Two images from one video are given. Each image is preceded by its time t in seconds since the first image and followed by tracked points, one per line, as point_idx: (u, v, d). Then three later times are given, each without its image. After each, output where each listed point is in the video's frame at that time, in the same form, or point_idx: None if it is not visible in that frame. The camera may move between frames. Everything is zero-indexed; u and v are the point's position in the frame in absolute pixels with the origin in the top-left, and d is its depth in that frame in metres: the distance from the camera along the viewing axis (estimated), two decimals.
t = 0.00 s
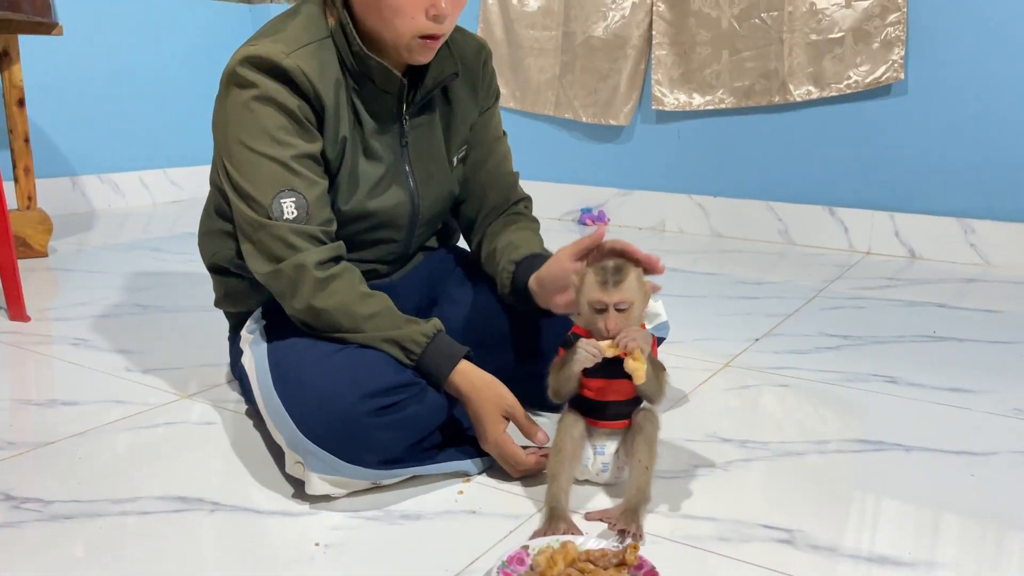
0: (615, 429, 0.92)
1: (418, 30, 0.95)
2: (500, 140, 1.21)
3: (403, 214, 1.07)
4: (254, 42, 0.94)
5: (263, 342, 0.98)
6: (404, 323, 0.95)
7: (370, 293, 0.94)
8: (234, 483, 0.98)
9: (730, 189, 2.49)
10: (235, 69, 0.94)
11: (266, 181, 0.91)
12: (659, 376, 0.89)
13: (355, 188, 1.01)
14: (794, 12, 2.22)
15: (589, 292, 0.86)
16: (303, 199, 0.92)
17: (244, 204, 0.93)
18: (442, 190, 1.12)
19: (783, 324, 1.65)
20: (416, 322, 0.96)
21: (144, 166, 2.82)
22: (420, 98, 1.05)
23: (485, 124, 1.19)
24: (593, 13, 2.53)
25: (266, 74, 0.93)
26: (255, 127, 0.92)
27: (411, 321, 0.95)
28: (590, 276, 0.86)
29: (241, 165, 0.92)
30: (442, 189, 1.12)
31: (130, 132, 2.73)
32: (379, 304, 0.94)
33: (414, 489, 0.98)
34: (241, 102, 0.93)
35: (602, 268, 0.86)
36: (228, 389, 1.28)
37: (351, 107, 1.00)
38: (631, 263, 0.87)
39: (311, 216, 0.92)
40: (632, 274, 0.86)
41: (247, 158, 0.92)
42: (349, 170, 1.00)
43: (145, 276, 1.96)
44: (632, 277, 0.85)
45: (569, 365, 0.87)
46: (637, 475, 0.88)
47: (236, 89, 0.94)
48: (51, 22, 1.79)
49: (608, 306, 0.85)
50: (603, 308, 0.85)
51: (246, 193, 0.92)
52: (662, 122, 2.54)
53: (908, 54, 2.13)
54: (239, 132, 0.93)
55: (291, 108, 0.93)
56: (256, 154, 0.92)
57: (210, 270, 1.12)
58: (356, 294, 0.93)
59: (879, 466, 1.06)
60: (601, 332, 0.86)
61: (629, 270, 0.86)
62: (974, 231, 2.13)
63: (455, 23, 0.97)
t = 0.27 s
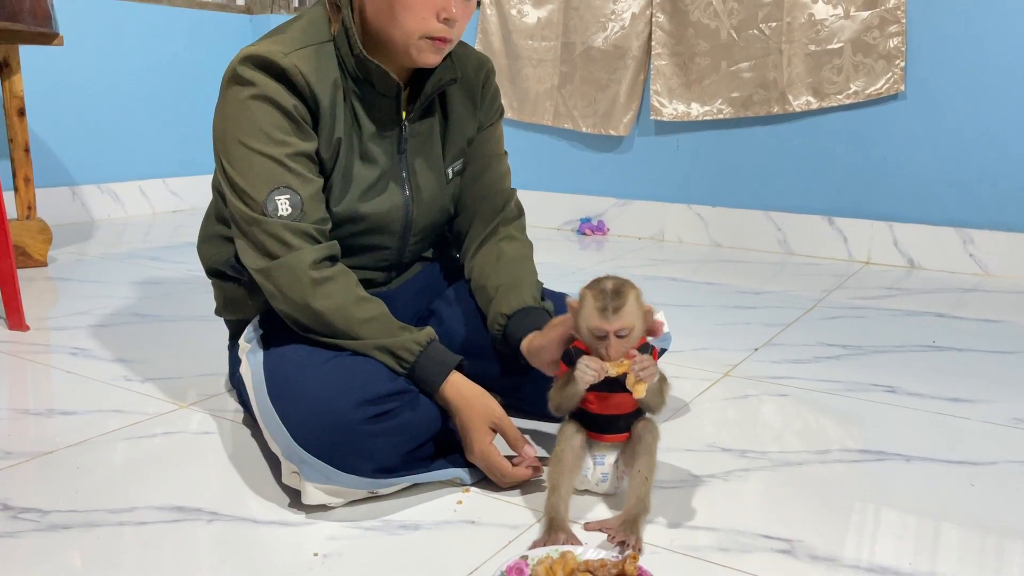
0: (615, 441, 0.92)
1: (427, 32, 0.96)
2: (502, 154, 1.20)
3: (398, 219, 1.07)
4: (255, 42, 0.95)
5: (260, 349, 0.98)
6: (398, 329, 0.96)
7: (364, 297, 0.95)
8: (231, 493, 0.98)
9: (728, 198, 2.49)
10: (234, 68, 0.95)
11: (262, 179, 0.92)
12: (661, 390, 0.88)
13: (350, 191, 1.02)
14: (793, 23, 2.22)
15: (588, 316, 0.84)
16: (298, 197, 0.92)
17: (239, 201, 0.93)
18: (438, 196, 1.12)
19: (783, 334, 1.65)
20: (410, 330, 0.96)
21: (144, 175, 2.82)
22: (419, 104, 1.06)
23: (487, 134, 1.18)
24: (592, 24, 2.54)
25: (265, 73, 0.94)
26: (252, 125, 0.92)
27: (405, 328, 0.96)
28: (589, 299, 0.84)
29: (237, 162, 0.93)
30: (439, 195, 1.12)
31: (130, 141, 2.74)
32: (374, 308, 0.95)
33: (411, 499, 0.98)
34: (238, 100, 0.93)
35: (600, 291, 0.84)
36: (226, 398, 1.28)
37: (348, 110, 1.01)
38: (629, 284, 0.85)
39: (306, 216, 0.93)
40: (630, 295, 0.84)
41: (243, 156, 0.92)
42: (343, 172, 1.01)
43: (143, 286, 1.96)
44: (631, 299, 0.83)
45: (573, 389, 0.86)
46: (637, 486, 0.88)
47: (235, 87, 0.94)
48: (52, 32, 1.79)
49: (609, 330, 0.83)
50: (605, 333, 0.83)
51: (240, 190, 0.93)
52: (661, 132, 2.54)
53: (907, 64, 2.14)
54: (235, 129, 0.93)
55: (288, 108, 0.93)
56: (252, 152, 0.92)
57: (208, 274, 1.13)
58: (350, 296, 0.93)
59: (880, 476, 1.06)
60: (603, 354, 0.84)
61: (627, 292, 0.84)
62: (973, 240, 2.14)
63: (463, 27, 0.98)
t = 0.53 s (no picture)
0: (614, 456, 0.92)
1: (429, 46, 0.98)
2: (501, 165, 1.21)
3: (402, 232, 1.07)
4: (260, 58, 0.96)
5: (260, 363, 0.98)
6: (402, 343, 0.95)
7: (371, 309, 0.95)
8: (229, 508, 0.98)
9: (727, 213, 2.50)
10: (240, 83, 0.95)
11: (268, 191, 0.92)
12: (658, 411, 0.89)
13: (354, 204, 1.02)
14: (791, 39, 2.24)
15: (598, 338, 0.84)
16: (305, 210, 0.93)
17: (245, 215, 0.93)
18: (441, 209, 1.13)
19: (782, 348, 1.64)
20: (413, 344, 0.96)
21: (145, 191, 2.83)
22: (422, 117, 1.06)
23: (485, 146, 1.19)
24: (591, 40, 2.55)
25: (270, 87, 0.95)
26: (258, 139, 0.93)
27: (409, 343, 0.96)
28: (602, 321, 0.83)
29: (244, 176, 0.93)
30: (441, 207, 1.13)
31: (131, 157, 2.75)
32: (379, 321, 0.95)
33: (409, 513, 0.97)
34: (245, 114, 0.94)
35: (614, 314, 0.83)
36: (224, 413, 1.28)
37: (352, 123, 1.02)
38: (644, 309, 0.85)
39: (312, 228, 0.93)
40: (643, 323, 0.83)
41: (249, 169, 0.93)
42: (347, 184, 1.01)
43: (142, 300, 1.96)
44: (644, 327, 0.83)
45: (573, 402, 0.86)
46: (635, 502, 0.87)
47: (240, 102, 0.95)
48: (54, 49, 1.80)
49: (617, 355, 0.83)
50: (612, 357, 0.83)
51: (247, 203, 0.93)
52: (660, 147, 2.56)
53: (905, 80, 2.16)
54: (242, 143, 0.94)
55: (294, 121, 0.94)
56: (259, 165, 0.93)
57: (208, 288, 1.13)
58: (356, 309, 0.93)
59: (880, 491, 1.05)
60: (607, 375, 0.84)
61: (641, 319, 0.83)
62: (972, 255, 2.14)
63: (464, 44, 1.00)
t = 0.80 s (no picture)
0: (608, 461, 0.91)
1: (421, 56, 0.97)
2: (495, 172, 1.21)
3: (394, 240, 1.07)
4: (251, 66, 0.97)
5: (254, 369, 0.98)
6: (395, 350, 0.95)
7: (363, 317, 0.94)
8: (222, 515, 0.97)
9: (725, 225, 2.51)
10: (232, 91, 0.96)
11: (259, 199, 0.92)
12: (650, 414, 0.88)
13: (347, 211, 1.02)
14: (788, 51, 2.25)
15: (584, 339, 0.84)
16: (296, 218, 0.93)
17: (237, 222, 0.94)
18: (434, 217, 1.13)
19: (780, 358, 1.64)
20: (406, 351, 0.95)
21: (143, 203, 2.84)
22: (414, 125, 1.06)
23: (479, 155, 1.19)
24: (589, 53, 2.57)
25: (262, 95, 0.95)
26: (250, 147, 0.93)
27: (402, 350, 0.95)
28: (586, 323, 0.84)
29: (235, 184, 0.94)
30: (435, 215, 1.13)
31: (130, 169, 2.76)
32: (371, 329, 0.94)
33: (403, 520, 0.96)
34: (236, 122, 0.95)
35: (598, 316, 0.83)
36: (218, 422, 1.27)
37: (344, 131, 1.02)
38: (628, 310, 0.85)
39: (304, 235, 0.93)
40: (628, 322, 0.83)
41: (240, 177, 0.93)
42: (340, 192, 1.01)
43: (139, 311, 1.96)
44: (629, 326, 0.83)
45: (562, 406, 0.86)
46: (628, 506, 0.87)
47: (232, 110, 0.95)
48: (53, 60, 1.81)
49: (603, 356, 0.83)
50: (598, 358, 0.83)
51: (238, 211, 0.93)
52: (657, 159, 2.56)
53: (902, 92, 2.17)
54: (233, 151, 0.94)
55: (285, 129, 0.94)
56: (250, 172, 0.93)
57: (203, 296, 1.13)
58: (348, 316, 0.93)
59: (878, 498, 1.05)
60: (595, 378, 0.84)
61: (625, 319, 0.83)
62: (969, 266, 2.14)
63: (457, 52, 0.99)
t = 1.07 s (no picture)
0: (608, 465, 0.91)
1: (408, 64, 0.96)
2: (490, 174, 1.20)
3: (391, 245, 1.07)
4: (244, 73, 0.97)
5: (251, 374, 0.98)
6: (392, 355, 0.95)
7: (359, 322, 0.94)
8: (218, 520, 0.97)
9: (723, 232, 2.51)
10: (225, 99, 0.96)
11: (254, 206, 0.92)
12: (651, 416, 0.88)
13: (341, 217, 1.02)
14: (786, 58, 2.25)
15: (581, 341, 0.84)
16: (291, 224, 0.92)
17: (232, 229, 0.93)
18: (430, 222, 1.13)
19: (779, 364, 1.64)
20: (403, 356, 0.95)
21: (142, 211, 2.84)
22: (409, 129, 1.06)
23: (474, 159, 1.18)
24: (588, 60, 2.57)
25: (255, 102, 0.95)
26: (244, 154, 0.93)
27: (399, 355, 0.95)
28: (583, 325, 0.84)
29: (230, 191, 0.94)
30: (431, 220, 1.12)
31: (129, 177, 2.76)
32: (368, 334, 0.94)
33: (400, 525, 0.96)
34: (230, 129, 0.95)
35: (594, 318, 0.83)
36: (216, 427, 1.27)
37: (338, 137, 1.02)
38: (625, 312, 0.85)
39: (299, 241, 0.93)
40: (625, 323, 0.84)
41: (235, 184, 0.93)
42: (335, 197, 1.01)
43: (137, 318, 1.95)
44: (625, 327, 0.83)
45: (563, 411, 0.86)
46: (628, 510, 0.86)
47: (226, 118, 0.95)
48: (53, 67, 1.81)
49: (600, 358, 0.83)
50: (595, 360, 0.83)
51: (233, 218, 0.93)
52: (655, 166, 2.57)
53: (899, 99, 2.18)
54: (228, 158, 0.94)
55: (279, 135, 0.94)
56: (244, 180, 0.93)
57: (200, 301, 1.12)
58: (344, 321, 0.93)
59: (878, 502, 1.04)
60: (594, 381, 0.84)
61: (622, 320, 0.83)
62: (968, 273, 2.14)
63: (445, 58, 0.98)
